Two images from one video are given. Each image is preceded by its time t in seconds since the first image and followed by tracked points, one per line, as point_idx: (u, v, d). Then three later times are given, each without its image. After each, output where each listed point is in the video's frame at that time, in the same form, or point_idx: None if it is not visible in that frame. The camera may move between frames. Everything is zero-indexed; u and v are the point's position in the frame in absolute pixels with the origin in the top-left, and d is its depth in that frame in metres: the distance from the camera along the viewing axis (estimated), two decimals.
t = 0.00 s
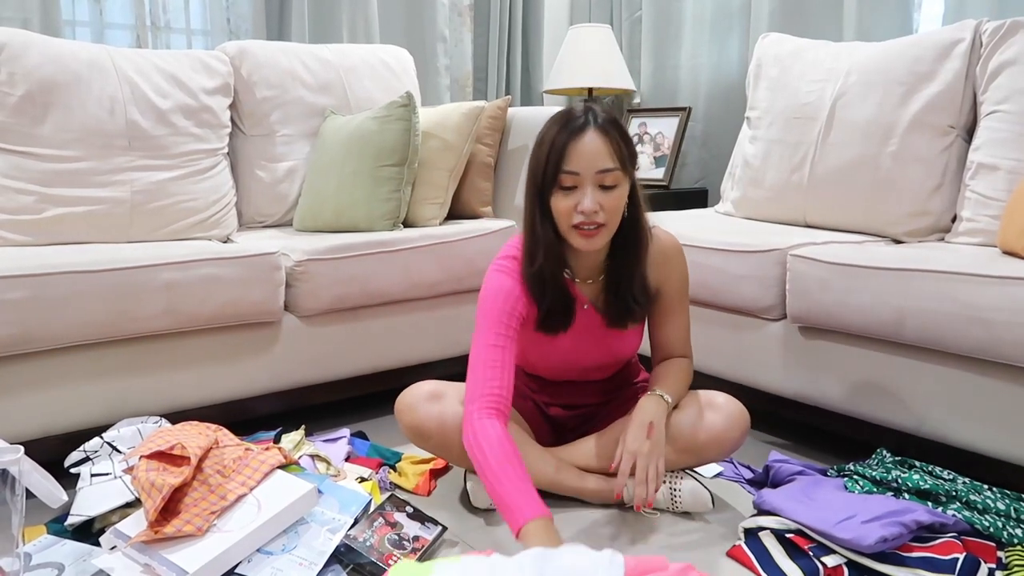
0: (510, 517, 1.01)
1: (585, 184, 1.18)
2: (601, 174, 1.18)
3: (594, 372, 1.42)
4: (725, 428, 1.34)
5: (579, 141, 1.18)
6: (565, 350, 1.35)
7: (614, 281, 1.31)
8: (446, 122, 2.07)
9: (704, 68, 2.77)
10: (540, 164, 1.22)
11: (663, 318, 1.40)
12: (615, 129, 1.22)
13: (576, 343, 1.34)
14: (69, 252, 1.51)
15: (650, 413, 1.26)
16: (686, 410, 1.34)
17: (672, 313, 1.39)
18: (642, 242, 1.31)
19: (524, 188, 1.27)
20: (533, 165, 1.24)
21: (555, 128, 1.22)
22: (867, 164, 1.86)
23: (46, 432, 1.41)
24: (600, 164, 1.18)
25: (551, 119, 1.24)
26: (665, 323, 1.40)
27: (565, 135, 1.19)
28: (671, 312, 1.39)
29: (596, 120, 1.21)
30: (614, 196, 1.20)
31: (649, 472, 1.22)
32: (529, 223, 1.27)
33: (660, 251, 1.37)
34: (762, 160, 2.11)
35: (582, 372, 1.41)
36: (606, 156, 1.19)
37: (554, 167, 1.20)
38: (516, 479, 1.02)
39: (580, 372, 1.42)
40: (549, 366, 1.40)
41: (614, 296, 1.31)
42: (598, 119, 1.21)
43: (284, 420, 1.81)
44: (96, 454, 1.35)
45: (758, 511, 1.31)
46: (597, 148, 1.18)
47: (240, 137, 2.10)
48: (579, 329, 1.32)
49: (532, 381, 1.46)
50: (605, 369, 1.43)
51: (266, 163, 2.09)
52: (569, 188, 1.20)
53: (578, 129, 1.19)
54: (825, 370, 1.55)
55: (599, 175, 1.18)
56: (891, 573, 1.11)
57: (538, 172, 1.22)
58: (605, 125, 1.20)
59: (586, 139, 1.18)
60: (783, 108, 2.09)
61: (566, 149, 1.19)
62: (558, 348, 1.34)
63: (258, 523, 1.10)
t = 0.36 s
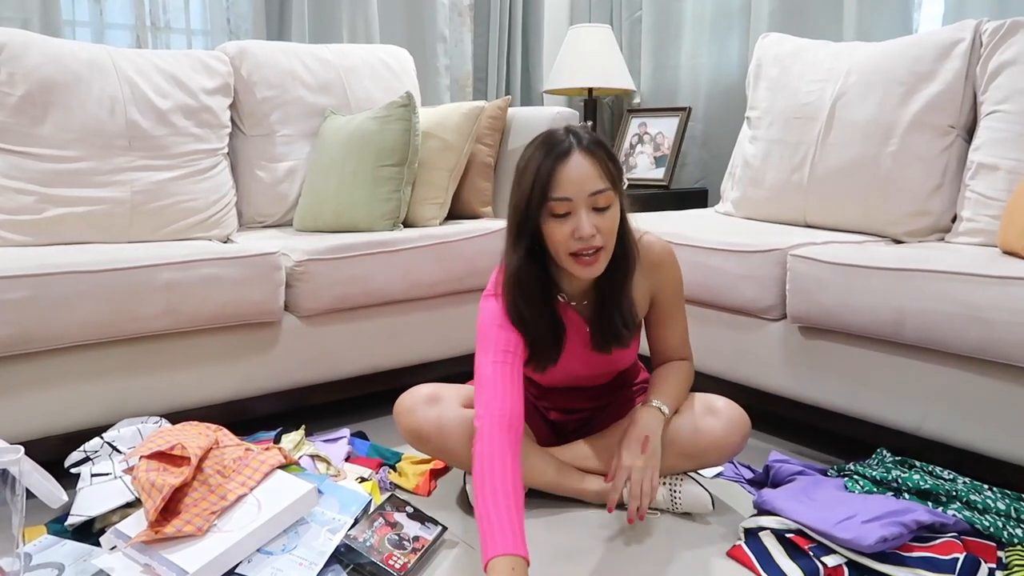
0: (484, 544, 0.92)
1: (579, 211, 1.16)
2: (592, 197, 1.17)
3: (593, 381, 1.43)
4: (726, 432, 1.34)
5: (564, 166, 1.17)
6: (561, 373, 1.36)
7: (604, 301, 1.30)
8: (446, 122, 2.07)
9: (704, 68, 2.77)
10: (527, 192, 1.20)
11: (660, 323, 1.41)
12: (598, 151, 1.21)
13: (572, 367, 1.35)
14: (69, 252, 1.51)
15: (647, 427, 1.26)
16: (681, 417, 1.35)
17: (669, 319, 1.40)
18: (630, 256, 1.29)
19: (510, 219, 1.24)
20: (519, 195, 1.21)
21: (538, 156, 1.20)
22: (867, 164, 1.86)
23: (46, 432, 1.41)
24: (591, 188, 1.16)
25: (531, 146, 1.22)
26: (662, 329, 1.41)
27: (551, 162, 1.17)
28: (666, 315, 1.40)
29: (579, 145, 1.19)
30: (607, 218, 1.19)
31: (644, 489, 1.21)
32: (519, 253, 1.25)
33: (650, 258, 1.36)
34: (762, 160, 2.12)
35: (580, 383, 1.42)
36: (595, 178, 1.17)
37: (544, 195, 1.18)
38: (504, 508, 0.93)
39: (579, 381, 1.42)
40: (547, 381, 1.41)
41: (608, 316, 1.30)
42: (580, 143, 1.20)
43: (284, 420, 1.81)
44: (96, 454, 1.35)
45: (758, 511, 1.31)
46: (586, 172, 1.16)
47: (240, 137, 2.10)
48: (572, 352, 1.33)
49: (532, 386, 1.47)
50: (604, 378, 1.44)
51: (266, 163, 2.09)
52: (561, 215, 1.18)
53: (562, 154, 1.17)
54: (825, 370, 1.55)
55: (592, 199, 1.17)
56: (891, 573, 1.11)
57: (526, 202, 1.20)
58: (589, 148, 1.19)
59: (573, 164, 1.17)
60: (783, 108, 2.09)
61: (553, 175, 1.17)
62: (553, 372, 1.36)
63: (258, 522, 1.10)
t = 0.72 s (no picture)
0: None
1: (604, 157, 1.26)
2: (616, 145, 1.27)
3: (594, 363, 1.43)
4: (728, 434, 1.34)
5: (589, 115, 1.26)
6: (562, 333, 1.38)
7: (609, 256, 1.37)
8: (446, 122, 2.06)
9: (704, 68, 2.77)
10: (554, 140, 1.28)
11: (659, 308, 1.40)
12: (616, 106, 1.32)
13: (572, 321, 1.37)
14: (69, 252, 1.51)
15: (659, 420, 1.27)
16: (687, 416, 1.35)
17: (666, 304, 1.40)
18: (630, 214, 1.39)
19: (533, 167, 1.32)
20: (545, 142, 1.29)
21: (564, 107, 1.28)
22: (867, 164, 1.86)
23: (45, 432, 1.41)
24: (615, 137, 1.27)
25: (555, 97, 1.31)
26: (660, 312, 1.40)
27: (579, 111, 1.27)
28: (665, 298, 1.40)
29: (602, 98, 1.29)
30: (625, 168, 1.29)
31: (574, 324, 1.21)
32: (536, 202, 1.33)
33: (651, 235, 1.40)
34: (762, 160, 2.12)
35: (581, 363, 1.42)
36: (618, 128, 1.27)
37: (573, 141, 1.26)
38: None
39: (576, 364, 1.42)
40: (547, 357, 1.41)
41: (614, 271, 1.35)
42: (603, 96, 1.30)
43: (284, 420, 1.81)
44: (95, 454, 1.35)
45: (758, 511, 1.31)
46: (612, 122, 1.27)
47: (240, 137, 2.10)
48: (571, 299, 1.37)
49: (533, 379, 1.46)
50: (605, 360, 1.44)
51: (266, 163, 2.09)
52: (587, 161, 1.27)
53: (587, 104, 1.27)
54: (825, 370, 1.55)
55: (615, 146, 1.27)
56: (891, 573, 1.11)
57: (552, 148, 1.28)
58: (611, 102, 1.29)
59: (599, 115, 1.26)
60: (783, 108, 2.09)
61: (580, 123, 1.26)
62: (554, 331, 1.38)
63: (257, 523, 1.10)
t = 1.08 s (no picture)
0: None
1: (605, 138, 1.35)
2: (618, 128, 1.36)
3: (593, 339, 1.47)
4: (727, 424, 1.33)
5: (600, 99, 1.33)
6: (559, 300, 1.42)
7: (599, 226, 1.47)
8: (446, 122, 2.06)
9: (704, 68, 2.77)
10: (563, 117, 1.35)
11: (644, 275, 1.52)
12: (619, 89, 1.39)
13: (571, 283, 1.43)
14: (69, 252, 1.51)
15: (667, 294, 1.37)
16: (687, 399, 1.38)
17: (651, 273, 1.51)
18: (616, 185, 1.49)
19: (537, 138, 1.38)
20: (553, 118, 1.36)
21: (573, 88, 1.35)
22: (867, 164, 1.86)
23: (45, 432, 1.41)
24: (617, 120, 1.35)
25: (565, 74, 1.37)
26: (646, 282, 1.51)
27: (587, 94, 1.33)
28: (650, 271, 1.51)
29: (608, 82, 1.36)
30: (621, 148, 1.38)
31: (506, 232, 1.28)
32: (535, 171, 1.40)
33: (637, 215, 1.55)
34: (762, 160, 2.12)
35: (579, 341, 1.46)
36: (620, 112, 1.36)
37: (580, 121, 1.34)
38: None
39: (572, 342, 1.46)
40: (546, 329, 1.44)
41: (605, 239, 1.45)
42: (608, 79, 1.36)
43: (284, 420, 1.81)
44: (96, 454, 1.35)
45: (759, 511, 1.31)
46: (616, 107, 1.34)
47: (240, 137, 2.10)
48: (568, 263, 1.44)
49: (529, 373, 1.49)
50: (602, 338, 1.48)
51: (266, 163, 2.09)
52: (590, 141, 1.35)
53: (599, 89, 1.34)
54: (825, 371, 1.55)
55: (616, 129, 1.35)
56: (891, 573, 1.11)
57: (559, 125, 1.35)
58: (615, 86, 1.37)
59: (605, 99, 1.34)
60: (783, 108, 2.09)
61: (590, 106, 1.33)
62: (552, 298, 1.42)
63: (257, 523, 1.10)
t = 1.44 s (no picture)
0: None
1: (605, 145, 1.36)
2: (616, 136, 1.38)
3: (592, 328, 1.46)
4: (726, 421, 1.34)
5: (602, 106, 1.35)
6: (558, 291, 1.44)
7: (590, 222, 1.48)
8: (447, 122, 2.06)
9: (704, 68, 2.77)
10: (565, 123, 1.35)
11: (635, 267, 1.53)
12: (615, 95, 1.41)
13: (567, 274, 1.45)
14: (69, 253, 1.51)
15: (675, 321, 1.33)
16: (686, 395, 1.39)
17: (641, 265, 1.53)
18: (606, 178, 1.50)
19: (538, 142, 1.38)
20: (555, 123, 1.36)
21: (575, 95, 1.35)
22: (867, 164, 1.86)
23: (45, 432, 1.41)
24: (616, 128, 1.37)
25: (567, 79, 1.37)
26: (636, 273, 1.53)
27: (590, 103, 1.34)
28: (641, 263, 1.53)
29: (608, 89, 1.37)
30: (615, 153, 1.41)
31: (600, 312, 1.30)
32: (531, 174, 1.40)
33: (627, 208, 1.54)
34: (762, 160, 2.12)
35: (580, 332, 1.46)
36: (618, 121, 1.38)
37: (583, 129, 1.34)
38: None
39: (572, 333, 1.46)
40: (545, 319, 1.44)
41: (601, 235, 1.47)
42: (608, 87, 1.37)
43: (284, 420, 1.81)
44: (96, 454, 1.35)
45: (758, 511, 1.31)
46: (616, 116, 1.36)
47: (240, 136, 2.10)
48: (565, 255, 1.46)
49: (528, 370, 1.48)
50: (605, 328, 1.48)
51: (265, 163, 2.09)
52: (591, 147, 1.36)
53: (600, 97, 1.35)
54: (826, 371, 1.55)
55: (615, 136, 1.37)
56: (891, 573, 1.11)
57: (560, 130, 1.36)
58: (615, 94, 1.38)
59: (607, 108, 1.35)
60: (783, 108, 2.09)
61: (594, 113, 1.34)
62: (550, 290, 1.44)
63: (257, 523, 1.10)
